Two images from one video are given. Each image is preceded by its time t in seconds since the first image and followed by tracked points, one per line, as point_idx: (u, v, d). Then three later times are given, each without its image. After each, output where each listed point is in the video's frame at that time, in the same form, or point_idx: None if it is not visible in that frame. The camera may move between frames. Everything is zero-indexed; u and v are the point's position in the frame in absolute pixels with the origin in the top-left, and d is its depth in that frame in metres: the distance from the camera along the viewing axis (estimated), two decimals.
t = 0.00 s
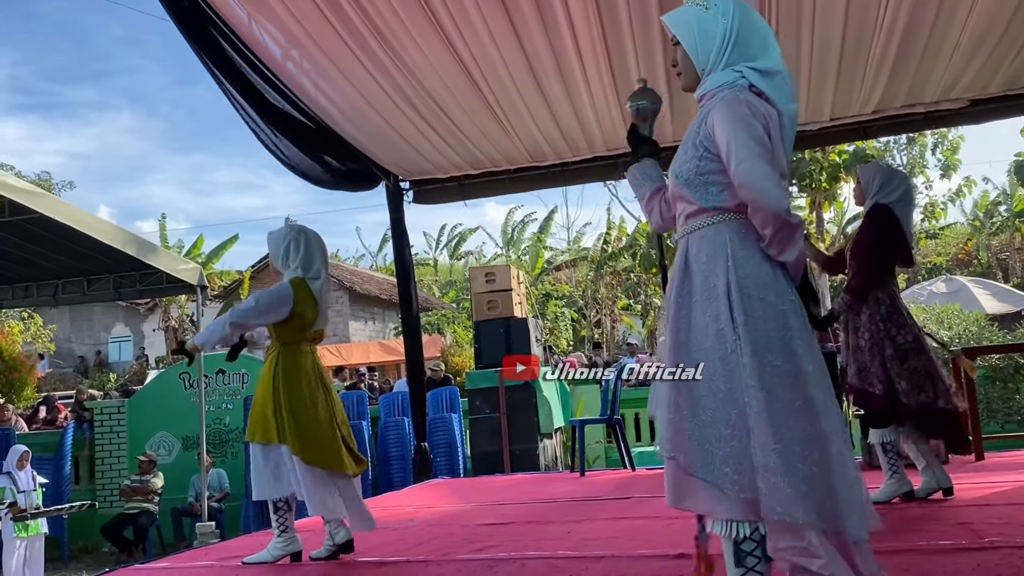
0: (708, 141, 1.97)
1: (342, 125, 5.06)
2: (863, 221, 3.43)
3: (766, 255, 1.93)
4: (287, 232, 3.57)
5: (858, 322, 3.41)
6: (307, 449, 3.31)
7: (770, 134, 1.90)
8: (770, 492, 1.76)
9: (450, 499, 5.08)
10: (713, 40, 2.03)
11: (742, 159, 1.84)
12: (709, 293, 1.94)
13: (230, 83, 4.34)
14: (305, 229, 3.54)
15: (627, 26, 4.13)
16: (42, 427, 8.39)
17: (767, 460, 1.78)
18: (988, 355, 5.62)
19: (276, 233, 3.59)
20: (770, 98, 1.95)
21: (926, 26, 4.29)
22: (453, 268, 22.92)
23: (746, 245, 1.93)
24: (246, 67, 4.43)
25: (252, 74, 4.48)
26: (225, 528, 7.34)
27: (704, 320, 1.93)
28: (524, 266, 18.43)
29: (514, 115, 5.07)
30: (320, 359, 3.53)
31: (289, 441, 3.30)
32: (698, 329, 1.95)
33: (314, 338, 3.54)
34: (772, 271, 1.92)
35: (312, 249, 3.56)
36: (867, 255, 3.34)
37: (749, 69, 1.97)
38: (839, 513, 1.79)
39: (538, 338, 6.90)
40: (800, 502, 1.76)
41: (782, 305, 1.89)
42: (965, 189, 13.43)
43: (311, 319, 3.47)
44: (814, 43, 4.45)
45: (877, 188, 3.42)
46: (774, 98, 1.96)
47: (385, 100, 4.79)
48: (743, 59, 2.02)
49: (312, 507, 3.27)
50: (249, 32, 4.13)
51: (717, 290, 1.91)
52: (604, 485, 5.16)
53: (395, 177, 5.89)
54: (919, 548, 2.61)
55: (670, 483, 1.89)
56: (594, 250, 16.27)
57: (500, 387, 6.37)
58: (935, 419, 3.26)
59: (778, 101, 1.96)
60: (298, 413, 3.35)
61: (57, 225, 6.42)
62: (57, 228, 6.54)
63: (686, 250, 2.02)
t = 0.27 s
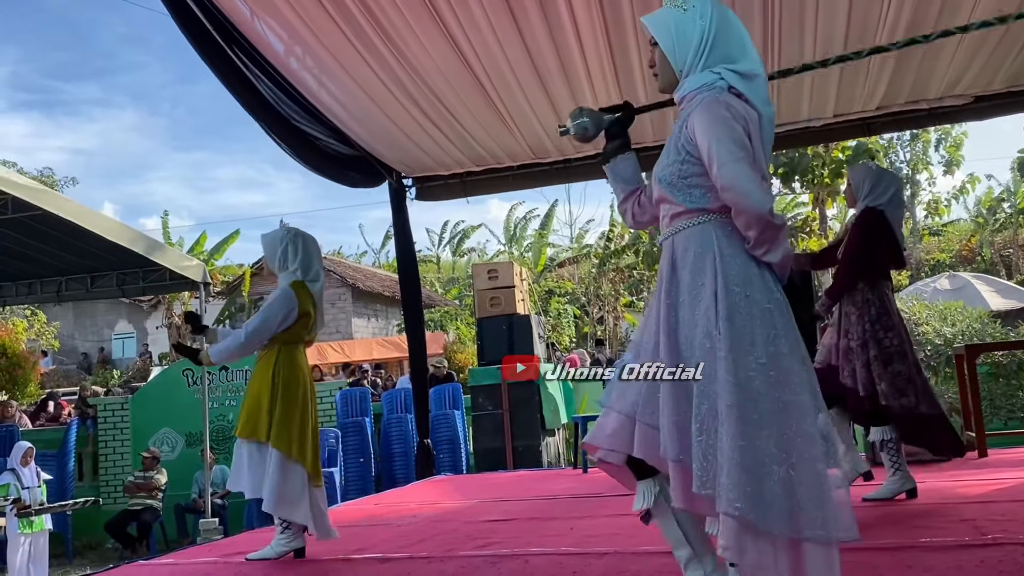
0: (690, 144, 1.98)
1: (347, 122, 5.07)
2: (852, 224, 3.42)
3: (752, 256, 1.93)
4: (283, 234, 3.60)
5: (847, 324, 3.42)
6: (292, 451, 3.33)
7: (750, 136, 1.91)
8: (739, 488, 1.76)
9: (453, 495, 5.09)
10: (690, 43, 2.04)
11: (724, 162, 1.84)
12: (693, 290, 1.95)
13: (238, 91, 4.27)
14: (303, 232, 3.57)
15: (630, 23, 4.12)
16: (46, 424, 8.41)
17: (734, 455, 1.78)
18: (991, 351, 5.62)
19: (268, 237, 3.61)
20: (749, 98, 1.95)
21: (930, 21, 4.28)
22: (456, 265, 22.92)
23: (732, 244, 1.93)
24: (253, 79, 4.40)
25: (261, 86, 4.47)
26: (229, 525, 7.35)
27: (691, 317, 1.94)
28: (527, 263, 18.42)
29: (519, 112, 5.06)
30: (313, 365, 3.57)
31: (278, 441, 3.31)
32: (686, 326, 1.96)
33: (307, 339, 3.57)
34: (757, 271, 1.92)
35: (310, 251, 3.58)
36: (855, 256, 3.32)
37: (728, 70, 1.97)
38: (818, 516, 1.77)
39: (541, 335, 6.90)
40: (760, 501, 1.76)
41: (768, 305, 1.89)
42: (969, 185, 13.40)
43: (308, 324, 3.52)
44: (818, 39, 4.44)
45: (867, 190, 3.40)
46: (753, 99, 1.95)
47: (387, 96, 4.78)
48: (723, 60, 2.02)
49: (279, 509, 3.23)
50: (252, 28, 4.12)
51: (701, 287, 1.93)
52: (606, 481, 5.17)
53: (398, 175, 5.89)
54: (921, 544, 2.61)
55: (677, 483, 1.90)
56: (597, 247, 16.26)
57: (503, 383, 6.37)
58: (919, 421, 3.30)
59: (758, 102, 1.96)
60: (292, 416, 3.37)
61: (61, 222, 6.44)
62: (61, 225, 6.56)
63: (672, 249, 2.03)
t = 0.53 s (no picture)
0: (674, 136, 1.96)
1: (348, 117, 5.06)
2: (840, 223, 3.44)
3: (729, 256, 1.93)
4: (280, 228, 3.59)
5: (832, 323, 3.40)
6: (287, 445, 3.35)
7: (734, 132, 1.90)
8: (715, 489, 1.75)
9: (456, 492, 5.09)
10: (680, 35, 2.02)
11: (706, 158, 1.83)
12: (668, 291, 1.94)
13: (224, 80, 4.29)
14: (301, 227, 3.57)
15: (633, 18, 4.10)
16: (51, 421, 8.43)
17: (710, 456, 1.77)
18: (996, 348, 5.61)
19: (268, 229, 3.61)
20: (735, 94, 1.95)
21: (934, 16, 4.26)
22: (459, 262, 22.94)
23: (711, 244, 1.92)
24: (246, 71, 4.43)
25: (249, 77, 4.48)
26: (232, 521, 7.37)
27: (667, 317, 1.93)
28: (530, 260, 18.42)
29: (520, 106, 5.04)
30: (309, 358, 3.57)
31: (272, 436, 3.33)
32: (661, 326, 1.95)
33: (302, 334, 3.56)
34: (732, 272, 1.92)
35: (305, 245, 3.58)
36: (842, 256, 3.34)
37: (716, 65, 1.96)
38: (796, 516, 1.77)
39: (543, 332, 6.90)
40: (741, 501, 1.75)
41: (744, 307, 1.89)
42: (973, 181, 13.36)
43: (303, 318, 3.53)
44: (821, 34, 4.42)
45: (852, 190, 3.43)
46: (738, 94, 1.95)
47: (389, 91, 4.76)
48: (712, 55, 2.01)
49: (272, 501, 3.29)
50: (255, 24, 4.10)
51: (676, 289, 1.92)
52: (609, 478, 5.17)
53: (401, 171, 5.89)
54: (924, 541, 2.61)
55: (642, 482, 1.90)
56: (600, 244, 16.26)
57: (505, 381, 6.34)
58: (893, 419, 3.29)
59: (743, 98, 1.96)
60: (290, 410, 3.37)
61: (64, 219, 6.44)
62: (63, 221, 6.56)
63: (649, 245, 2.01)
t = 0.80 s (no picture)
0: (675, 135, 1.96)
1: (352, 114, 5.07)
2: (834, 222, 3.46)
3: (722, 260, 1.93)
4: (278, 232, 3.60)
5: (827, 323, 3.39)
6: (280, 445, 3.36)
7: (734, 132, 1.90)
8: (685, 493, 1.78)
9: (460, 488, 5.10)
10: (683, 35, 2.01)
11: (707, 157, 1.83)
12: (658, 297, 1.96)
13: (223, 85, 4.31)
14: (300, 229, 3.58)
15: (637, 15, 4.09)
16: (56, 417, 8.45)
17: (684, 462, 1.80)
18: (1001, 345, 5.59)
19: (266, 235, 3.62)
20: (738, 94, 1.94)
21: (939, 12, 4.24)
22: (463, 259, 22.94)
23: (703, 249, 1.93)
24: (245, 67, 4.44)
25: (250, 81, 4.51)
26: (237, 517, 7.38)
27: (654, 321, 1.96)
28: (534, 257, 18.40)
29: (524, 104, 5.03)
30: (306, 358, 3.56)
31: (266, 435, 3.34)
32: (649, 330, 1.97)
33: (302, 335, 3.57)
34: (721, 278, 1.92)
35: (302, 247, 3.58)
36: (839, 256, 3.36)
37: (719, 65, 1.95)
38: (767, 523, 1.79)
39: (548, 329, 6.89)
40: (710, 508, 1.78)
41: (731, 316, 1.89)
42: (978, 178, 13.32)
43: (299, 318, 3.49)
44: (826, 31, 4.41)
45: (845, 190, 3.50)
46: (740, 93, 1.95)
47: (393, 88, 4.77)
48: (715, 55, 2.00)
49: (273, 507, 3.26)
50: (259, 22, 4.11)
51: (664, 295, 1.94)
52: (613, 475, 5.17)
53: (405, 168, 5.89)
54: (929, 538, 2.61)
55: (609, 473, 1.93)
56: (603, 241, 16.24)
57: (508, 379, 6.39)
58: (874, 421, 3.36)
59: (746, 99, 1.95)
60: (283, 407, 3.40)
61: (69, 216, 6.46)
62: (69, 218, 6.59)
63: (647, 244, 2.02)
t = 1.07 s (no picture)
0: (691, 128, 1.92)
1: (357, 111, 5.05)
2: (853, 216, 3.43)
3: (751, 245, 1.88)
4: (287, 223, 3.61)
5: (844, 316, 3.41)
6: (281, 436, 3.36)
7: (749, 120, 1.86)
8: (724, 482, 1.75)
9: (466, 484, 5.10)
10: (691, 27, 1.99)
11: (722, 147, 1.80)
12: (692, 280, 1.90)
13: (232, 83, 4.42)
14: (305, 217, 3.58)
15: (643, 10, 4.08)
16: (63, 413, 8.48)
17: (718, 449, 1.76)
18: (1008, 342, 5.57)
19: (277, 228, 3.64)
20: (749, 81, 1.91)
21: (947, 6, 4.22)
22: (468, 256, 22.96)
23: (732, 234, 1.87)
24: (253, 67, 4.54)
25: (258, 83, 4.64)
26: (243, 513, 7.40)
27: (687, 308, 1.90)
28: (539, 254, 18.41)
29: (529, 99, 5.01)
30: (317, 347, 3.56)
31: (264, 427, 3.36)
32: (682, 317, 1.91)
33: (312, 326, 3.55)
34: (755, 261, 1.87)
35: (309, 236, 3.58)
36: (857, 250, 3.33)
37: (728, 55, 1.92)
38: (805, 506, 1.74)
39: (553, 325, 6.89)
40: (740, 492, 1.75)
41: (768, 298, 1.84)
42: (985, 175, 13.27)
43: (303, 310, 3.47)
44: (832, 26, 4.39)
45: (865, 183, 3.43)
46: (753, 82, 1.92)
47: (399, 84, 4.76)
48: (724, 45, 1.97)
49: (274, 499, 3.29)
50: (265, 20, 4.11)
51: (698, 278, 1.88)
52: (619, 471, 5.17)
53: (411, 165, 5.89)
54: (935, 535, 2.61)
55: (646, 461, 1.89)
56: (609, 238, 16.24)
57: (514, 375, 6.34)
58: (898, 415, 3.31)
59: (758, 85, 1.92)
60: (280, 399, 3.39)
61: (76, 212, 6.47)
62: (75, 215, 6.60)
63: (674, 236, 1.96)
